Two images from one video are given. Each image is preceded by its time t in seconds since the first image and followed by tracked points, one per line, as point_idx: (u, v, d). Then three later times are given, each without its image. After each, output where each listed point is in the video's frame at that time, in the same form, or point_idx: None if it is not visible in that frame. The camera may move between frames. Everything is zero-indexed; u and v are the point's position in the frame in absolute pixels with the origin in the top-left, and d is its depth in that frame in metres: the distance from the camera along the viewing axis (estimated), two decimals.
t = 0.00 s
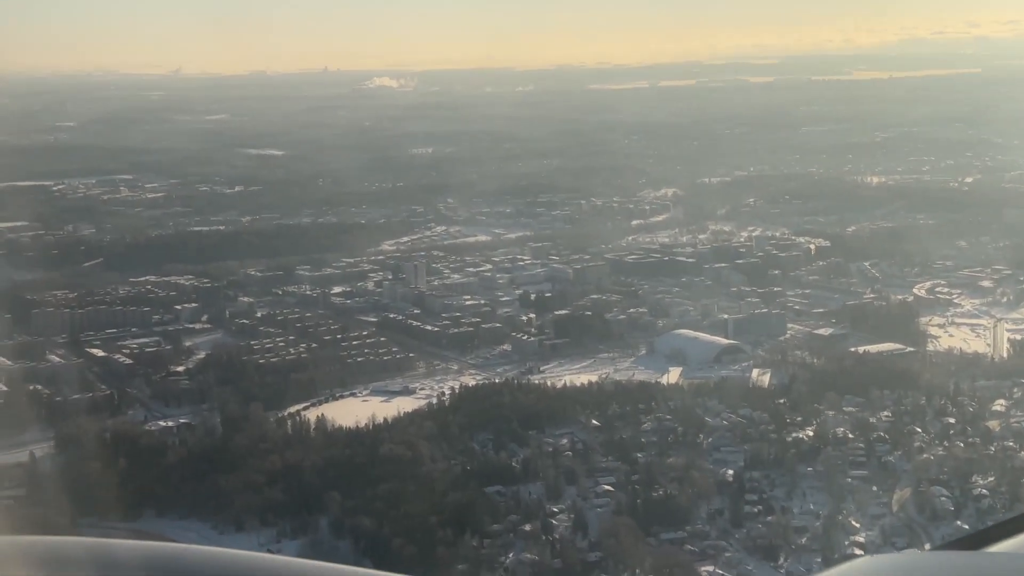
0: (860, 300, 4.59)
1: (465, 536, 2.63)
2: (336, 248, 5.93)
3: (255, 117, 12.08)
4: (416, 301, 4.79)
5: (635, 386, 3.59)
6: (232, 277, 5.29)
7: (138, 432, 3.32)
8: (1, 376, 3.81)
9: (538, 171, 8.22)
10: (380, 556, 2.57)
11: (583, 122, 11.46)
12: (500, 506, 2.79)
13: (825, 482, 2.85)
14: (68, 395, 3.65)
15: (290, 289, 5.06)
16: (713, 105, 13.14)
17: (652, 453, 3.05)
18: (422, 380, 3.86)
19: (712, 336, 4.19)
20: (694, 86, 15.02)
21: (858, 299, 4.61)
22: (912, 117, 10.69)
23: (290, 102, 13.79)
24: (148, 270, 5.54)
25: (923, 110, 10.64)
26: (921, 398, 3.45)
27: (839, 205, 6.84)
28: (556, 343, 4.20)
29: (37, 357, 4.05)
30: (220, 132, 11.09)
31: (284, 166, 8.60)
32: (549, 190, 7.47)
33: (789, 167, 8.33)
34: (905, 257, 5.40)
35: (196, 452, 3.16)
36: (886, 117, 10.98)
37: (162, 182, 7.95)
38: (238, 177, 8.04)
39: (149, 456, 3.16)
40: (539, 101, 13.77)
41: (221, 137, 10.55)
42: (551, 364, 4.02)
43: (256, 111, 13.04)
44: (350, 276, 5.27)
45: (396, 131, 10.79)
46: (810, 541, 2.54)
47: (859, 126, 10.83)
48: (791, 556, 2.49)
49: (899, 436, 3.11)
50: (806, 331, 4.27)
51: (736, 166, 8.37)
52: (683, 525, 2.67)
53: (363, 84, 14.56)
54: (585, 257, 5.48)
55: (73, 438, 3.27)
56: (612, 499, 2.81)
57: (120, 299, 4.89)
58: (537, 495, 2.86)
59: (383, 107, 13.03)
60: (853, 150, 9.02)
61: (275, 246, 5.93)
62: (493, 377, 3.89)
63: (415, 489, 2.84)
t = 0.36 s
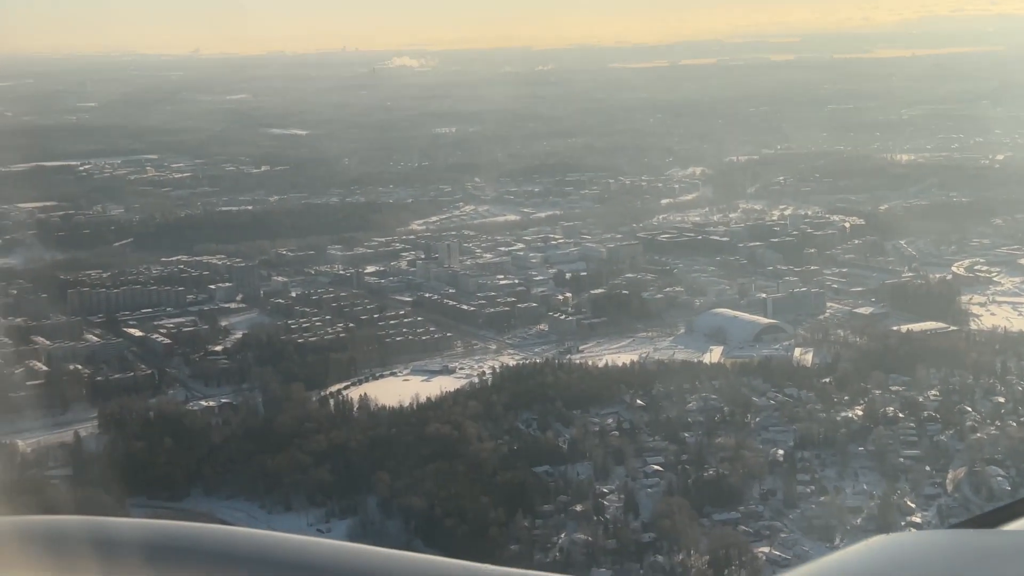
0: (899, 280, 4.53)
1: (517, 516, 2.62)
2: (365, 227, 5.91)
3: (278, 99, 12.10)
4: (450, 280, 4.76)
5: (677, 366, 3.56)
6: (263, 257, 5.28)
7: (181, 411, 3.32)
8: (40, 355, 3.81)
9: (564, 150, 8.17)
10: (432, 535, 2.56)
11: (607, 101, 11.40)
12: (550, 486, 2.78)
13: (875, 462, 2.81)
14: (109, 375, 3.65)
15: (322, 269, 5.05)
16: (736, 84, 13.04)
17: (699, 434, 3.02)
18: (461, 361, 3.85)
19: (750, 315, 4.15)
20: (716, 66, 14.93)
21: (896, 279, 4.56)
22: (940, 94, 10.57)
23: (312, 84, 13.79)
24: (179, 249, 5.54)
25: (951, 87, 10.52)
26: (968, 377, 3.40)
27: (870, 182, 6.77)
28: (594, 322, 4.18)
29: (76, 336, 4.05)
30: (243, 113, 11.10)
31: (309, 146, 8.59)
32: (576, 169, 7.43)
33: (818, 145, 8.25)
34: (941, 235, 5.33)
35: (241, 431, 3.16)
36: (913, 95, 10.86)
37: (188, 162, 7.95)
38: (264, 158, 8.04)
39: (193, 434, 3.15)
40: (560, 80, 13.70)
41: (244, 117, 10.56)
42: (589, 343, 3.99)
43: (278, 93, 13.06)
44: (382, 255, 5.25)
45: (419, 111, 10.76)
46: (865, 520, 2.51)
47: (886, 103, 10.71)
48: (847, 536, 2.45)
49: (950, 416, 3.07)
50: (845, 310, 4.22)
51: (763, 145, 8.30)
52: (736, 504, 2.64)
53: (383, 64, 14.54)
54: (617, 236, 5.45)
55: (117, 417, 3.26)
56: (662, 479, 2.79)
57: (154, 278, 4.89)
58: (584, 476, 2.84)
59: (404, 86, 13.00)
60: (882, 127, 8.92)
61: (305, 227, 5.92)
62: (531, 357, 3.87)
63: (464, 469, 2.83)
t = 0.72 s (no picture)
0: (931, 266, 4.49)
1: (561, 505, 2.61)
2: (389, 216, 5.90)
3: (293, 89, 12.09)
4: (478, 269, 4.75)
5: (713, 354, 3.54)
6: (289, 246, 5.27)
7: (217, 400, 3.31)
8: (73, 345, 3.82)
9: (585, 138, 8.14)
10: (476, 525, 2.55)
11: (624, 89, 11.34)
12: (592, 475, 2.77)
13: (921, 450, 2.78)
14: (143, 365, 3.65)
15: (349, 259, 5.04)
16: (753, 71, 12.95)
17: (740, 423, 3.00)
18: (494, 349, 3.83)
19: (782, 302, 4.13)
20: (731, 55, 14.83)
21: (929, 265, 4.52)
22: (962, 79, 10.49)
23: (326, 73, 13.78)
24: (204, 238, 5.53)
25: (972, 72, 10.44)
26: (1009, 364, 3.37)
27: (895, 168, 6.72)
28: (626, 311, 4.15)
29: (107, 326, 4.05)
30: (259, 102, 11.10)
31: (328, 136, 8.58)
32: (598, 156, 7.40)
33: (840, 132, 8.18)
34: (971, 221, 5.29)
35: (279, 420, 3.16)
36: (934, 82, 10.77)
37: (208, 151, 7.95)
38: (284, 148, 8.03)
39: (231, 424, 3.15)
40: (576, 68, 13.64)
41: (262, 108, 10.56)
42: (621, 332, 3.96)
43: (293, 83, 13.05)
44: (407, 244, 5.24)
45: (435, 100, 10.74)
46: (914, 508, 2.48)
47: (906, 89, 10.63)
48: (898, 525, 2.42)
49: (994, 404, 3.04)
50: (878, 297, 4.19)
51: (783, 132, 8.25)
52: (782, 492, 2.61)
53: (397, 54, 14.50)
54: (642, 224, 5.43)
55: (153, 406, 3.26)
56: (705, 468, 2.77)
57: (181, 268, 4.89)
58: (626, 465, 2.82)
59: (419, 75, 12.97)
60: (904, 114, 8.85)
61: (329, 216, 5.92)
62: (565, 346, 3.85)
63: (506, 458, 2.82)
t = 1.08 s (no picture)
0: (967, 257, 4.45)
1: (610, 500, 2.58)
2: (414, 211, 5.88)
3: (309, 86, 12.08)
4: (508, 264, 4.73)
5: (752, 347, 3.51)
6: (316, 242, 5.26)
7: (256, 396, 3.30)
8: (107, 342, 3.81)
9: (605, 132, 8.11)
10: (524, 521, 2.52)
11: (640, 83, 11.30)
12: (639, 469, 2.74)
13: (974, 442, 2.75)
14: (180, 361, 3.63)
15: (377, 255, 5.02)
16: (770, 64, 12.88)
17: (786, 417, 2.97)
18: (529, 344, 3.81)
19: (819, 295, 4.09)
20: (746, 48, 14.76)
21: (964, 256, 4.48)
22: (982, 70, 10.42)
23: (341, 69, 13.77)
24: (230, 235, 5.53)
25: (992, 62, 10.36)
26: None
27: (921, 159, 6.67)
28: (660, 304, 4.13)
29: (140, 323, 4.04)
30: (276, 99, 11.10)
31: (347, 132, 8.57)
32: (620, 150, 7.37)
33: (862, 123, 8.12)
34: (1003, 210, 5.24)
35: (319, 417, 3.14)
36: (954, 72, 10.71)
37: (228, 148, 7.95)
38: (304, 144, 8.03)
39: (271, 420, 3.13)
40: (591, 62, 13.61)
41: (279, 104, 10.56)
42: (656, 326, 3.93)
43: (308, 79, 13.05)
44: (435, 240, 5.22)
45: (452, 96, 10.71)
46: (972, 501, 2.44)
47: (926, 80, 10.55)
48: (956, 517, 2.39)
49: None
50: (914, 289, 4.15)
51: (806, 124, 8.20)
52: (834, 487, 2.58)
53: (411, 49, 14.49)
54: (671, 218, 5.40)
55: (192, 403, 3.25)
56: (753, 463, 2.74)
57: (209, 264, 4.87)
58: (672, 460, 2.79)
59: (435, 70, 12.95)
60: (926, 105, 8.79)
61: (354, 212, 5.89)
62: (600, 340, 3.82)
63: (551, 454, 2.80)
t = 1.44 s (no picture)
0: (998, 250, 4.42)
1: (657, 500, 2.55)
2: (436, 210, 5.87)
3: (322, 88, 12.11)
4: (535, 262, 4.70)
5: (789, 344, 3.48)
6: (340, 241, 5.25)
7: (292, 397, 3.28)
8: (139, 344, 3.80)
9: (623, 130, 8.10)
10: (571, 521, 2.50)
11: (654, 80, 11.29)
12: (684, 467, 2.71)
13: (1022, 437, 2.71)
14: (213, 362, 3.62)
15: (403, 254, 5.01)
16: (782, 59, 12.85)
17: (829, 413, 2.94)
18: (562, 342, 3.79)
19: (851, 289, 4.06)
20: (758, 45, 14.72)
21: (995, 249, 4.45)
22: (999, 65, 10.37)
23: (353, 70, 13.79)
24: (253, 236, 5.52)
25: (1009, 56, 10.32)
26: None
27: (944, 152, 6.64)
28: (691, 301, 4.11)
29: (169, 324, 4.03)
30: (289, 100, 11.11)
31: (363, 133, 8.57)
32: (638, 147, 7.35)
33: (881, 118, 8.08)
34: None
35: (358, 418, 3.12)
36: (970, 66, 10.67)
37: (246, 150, 7.96)
38: (321, 145, 8.03)
39: (308, 421, 3.11)
40: (602, 60, 13.62)
41: (293, 106, 10.58)
42: (689, 323, 3.91)
43: (321, 81, 13.07)
44: (459, 238, 5.21)
45: (466, 95, 10.71)
46: None
47: (942, 74, 10.51)
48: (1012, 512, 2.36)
49: None
50: (947, 283, 4.13)
51: (824, 119, 8.18)
52: (884, 481, 2.54)
53: (422, 49, 14.50)
54: (695, 214, 5.38)
55: (229, 404, 3.24)
56: (799, 460, 2.71)
57: (235, 265, 4.87)
58: (717, 458, 2.77)
59: (446, 70, 12.95)
60: (944, 99, 8.75)
61: (377, 212, 5.89)
62: (633, 338, 3.80)
63: (594, 453, 2.78)
